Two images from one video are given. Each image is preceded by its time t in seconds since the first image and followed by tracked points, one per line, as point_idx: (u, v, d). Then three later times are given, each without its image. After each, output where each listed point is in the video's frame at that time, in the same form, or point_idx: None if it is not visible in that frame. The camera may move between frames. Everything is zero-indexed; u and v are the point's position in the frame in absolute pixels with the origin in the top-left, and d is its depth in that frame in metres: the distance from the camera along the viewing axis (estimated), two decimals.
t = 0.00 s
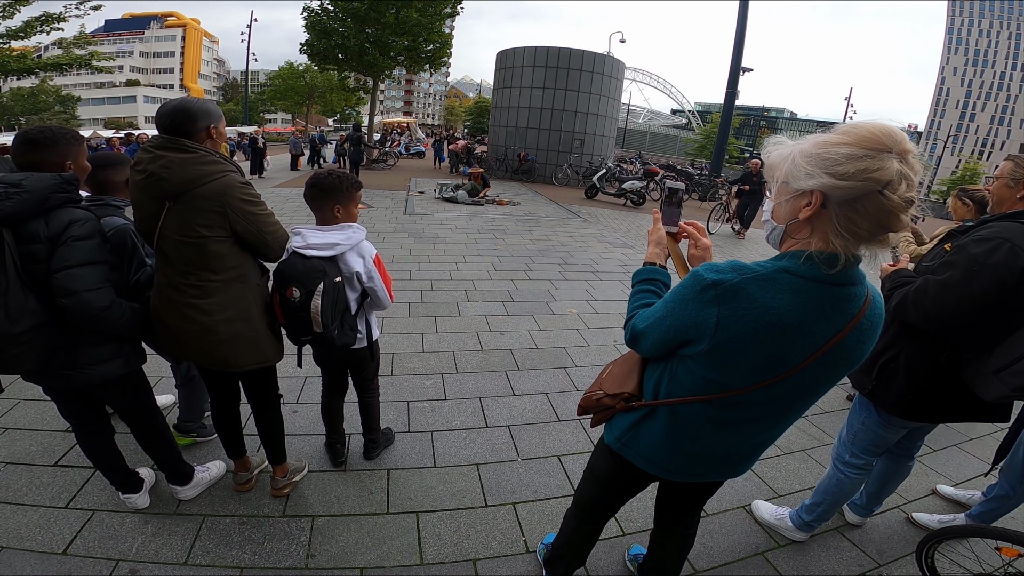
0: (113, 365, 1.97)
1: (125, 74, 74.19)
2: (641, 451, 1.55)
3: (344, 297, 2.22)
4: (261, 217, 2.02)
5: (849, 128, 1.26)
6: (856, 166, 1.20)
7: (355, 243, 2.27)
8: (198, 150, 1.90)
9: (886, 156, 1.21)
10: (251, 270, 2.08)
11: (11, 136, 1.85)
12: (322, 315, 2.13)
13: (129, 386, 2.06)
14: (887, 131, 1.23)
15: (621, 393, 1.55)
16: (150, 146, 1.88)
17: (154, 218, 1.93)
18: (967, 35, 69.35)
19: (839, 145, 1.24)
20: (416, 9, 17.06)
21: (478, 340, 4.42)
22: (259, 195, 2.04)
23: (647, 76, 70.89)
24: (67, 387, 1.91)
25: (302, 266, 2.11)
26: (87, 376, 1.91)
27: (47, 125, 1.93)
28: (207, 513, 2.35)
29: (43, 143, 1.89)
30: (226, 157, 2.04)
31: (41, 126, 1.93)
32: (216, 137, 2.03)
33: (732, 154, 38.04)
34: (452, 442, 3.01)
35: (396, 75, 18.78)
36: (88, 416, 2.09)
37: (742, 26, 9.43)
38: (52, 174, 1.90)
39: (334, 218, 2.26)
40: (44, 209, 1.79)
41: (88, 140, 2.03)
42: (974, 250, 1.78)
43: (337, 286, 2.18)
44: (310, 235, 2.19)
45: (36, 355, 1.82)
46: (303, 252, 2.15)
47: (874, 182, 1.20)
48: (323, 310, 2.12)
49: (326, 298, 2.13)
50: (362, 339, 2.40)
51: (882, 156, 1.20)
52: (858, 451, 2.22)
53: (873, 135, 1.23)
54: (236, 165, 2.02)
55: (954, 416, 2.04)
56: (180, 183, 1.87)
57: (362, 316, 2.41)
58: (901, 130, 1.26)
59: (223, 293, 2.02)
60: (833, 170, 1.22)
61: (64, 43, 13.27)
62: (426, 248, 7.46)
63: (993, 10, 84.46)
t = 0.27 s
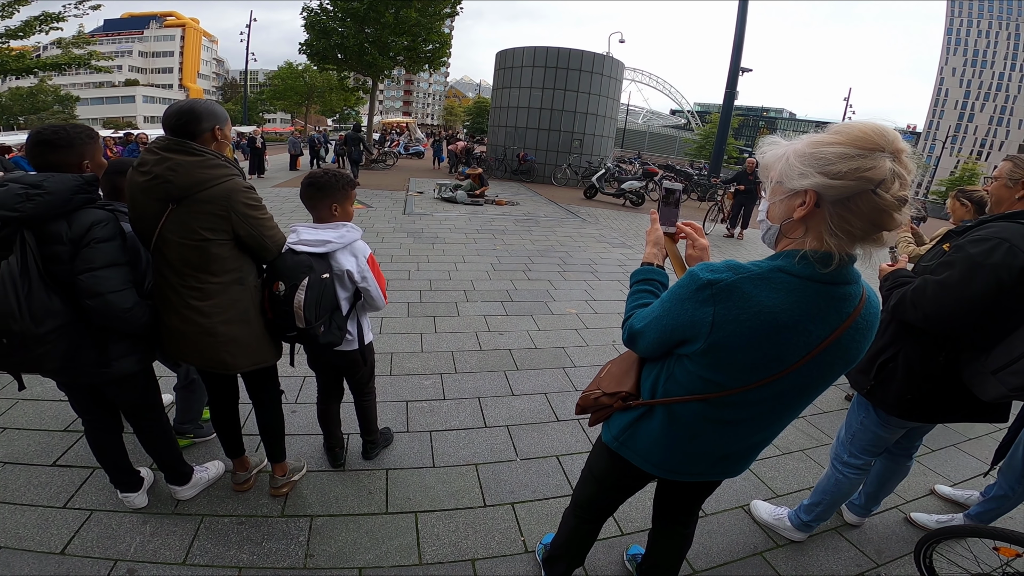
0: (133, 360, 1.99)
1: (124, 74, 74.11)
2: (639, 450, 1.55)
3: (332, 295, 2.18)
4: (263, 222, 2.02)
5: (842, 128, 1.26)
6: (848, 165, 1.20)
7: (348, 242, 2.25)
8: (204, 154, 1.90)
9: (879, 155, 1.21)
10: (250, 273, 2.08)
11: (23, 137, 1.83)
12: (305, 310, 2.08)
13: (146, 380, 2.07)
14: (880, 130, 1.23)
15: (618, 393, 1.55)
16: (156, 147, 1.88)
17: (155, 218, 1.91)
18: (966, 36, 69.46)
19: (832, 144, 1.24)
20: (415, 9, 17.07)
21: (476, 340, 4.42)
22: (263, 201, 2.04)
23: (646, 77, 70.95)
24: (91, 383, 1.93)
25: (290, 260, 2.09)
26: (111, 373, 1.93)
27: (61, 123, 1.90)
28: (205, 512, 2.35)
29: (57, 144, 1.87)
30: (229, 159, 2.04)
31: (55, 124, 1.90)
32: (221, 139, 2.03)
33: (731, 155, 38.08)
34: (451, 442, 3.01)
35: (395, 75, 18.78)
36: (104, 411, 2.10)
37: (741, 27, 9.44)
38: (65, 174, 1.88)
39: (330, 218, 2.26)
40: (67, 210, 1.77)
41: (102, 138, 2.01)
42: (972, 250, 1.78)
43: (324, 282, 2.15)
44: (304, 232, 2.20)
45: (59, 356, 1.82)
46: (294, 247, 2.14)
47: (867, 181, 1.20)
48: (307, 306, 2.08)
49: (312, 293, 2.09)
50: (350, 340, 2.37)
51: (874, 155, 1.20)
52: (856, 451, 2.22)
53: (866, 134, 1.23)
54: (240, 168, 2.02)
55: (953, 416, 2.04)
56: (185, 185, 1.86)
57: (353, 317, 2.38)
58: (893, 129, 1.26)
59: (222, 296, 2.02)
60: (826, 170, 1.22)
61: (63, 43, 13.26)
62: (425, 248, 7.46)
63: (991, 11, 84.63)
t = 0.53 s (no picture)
0: (141, 361, 1.99)
1: (127, 73, 74.21)
2: (638, 451, 1.55)
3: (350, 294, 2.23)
4: (273, 216, 2.07)
5: (843, 130, 1.26)
6: (849, 168, 1.20)
7: (357, 241, 2.28)
8: (217, 150, 1.92)
9: (879, 158, 1.21)
10: (258, 266, 2.11)
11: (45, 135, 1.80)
12: (330, 311, 2.13)
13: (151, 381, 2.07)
14: (881, 133, 1.23)
15: (618, 393, 1.55)
16: (169, 145, 1.87)
17: (166, 216, 1.90)
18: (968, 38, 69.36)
19: (833, 146, 1.24)
20: (417, 9, 17.07)
21: (477, 340, 4.42)
22: (272, 195, 2.09)
23: (648, 77, 70.92)
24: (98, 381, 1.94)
25: (308, 262, 2.11)
26: (119, 373, 1.93)
27: (84, 122, 1.88)
28: (205, 511, 2.35)
29: (77, 143, 1.85)
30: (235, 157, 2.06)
31: (75, 122, 1.88)
32: (221, 136, 2.03)
33: (733, 156, 38.06)
34: (450, 441, 3.01)
35: (397, 75, 18.79)
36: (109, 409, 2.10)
37: (743, 28, 9.43)
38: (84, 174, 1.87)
39: (336, 217, 2.27)
40: (83, 208, 1.77)
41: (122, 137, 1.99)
42: (974, 253, 1.78)
43: (343, 283, 2.19)
44: (313, 232, 2.19)
45: (70, 354, 1.83)
46: (309, 249, 2.14)
47: (867, 184, 1.20)
48: (331, 306, 2.13)
49: (334, 293, 2.14)
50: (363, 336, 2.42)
51: (875, 157, 1.20)
52: (856, 453, 2.22)
53: (866, 137, 1.23)
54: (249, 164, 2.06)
55: (953, 419, 2.04)
56: (202, 182, 1.88)
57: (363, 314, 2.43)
58: (894, 131, 1.26)
59: (236, 290, 2.04)
60: (826, 172, 1.22)
61: (65, 42, 13.27)
62: (426, 247, 7.46)
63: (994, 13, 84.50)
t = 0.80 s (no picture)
0: (133, 359, 1.98)
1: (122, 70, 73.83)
2: (636, 448, 1.55)
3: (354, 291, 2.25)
4: (274, 203, 2.09)
5: (837, 126, 1.26)
6: (843, 164, 1.20)
7: (356, 238, 2.28)
8: (212, 141, 1.92)
9: (874, 153, 1.21)
10: (260, 257, 2.11)
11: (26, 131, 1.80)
12: (338, 309, 2.14)
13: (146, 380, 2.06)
14: (875, 128, 1.23)
15: (616, 390, 1.56)
16: (167, 141, 1.85)
17: (173, 213, 1.88)
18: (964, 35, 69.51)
19: (827, 142, 1.24)
20: (414, 6, 17.03)
21: (475, 337, 4.42)
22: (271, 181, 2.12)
23: (645, 75, 70.89)
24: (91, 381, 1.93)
25: (313, 262, 2.11)
26: (111, 371, 1.92)
27: (65, 118, 1.88)
28: (203, 510, 2.35)
29: (58, 138, 1.84)
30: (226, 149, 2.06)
31: (57, 119, 1.88)
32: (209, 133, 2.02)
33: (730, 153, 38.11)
34: (449, 439, 3.01)
35: (394, 73, 18.75)
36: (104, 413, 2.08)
37: (741, 25, 9.43)
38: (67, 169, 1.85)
39: (335, 215, 2.27)
40: (68, 207, 1.76)
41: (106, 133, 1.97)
42: (971, 249, 1.78)
43: (348, 280, 2.20)
44: (314, 231, 2.17)
45: (62, 355, 1.82)
46: (312, 247, 2.13)
47: (862, 180, 1.20)
48: (339, 304, 2.13)
49: (341, 292, 2.14)
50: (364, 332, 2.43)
51: (869, 152, 1.20)
52: (854, 449, 2.22)
53: (861, 132, 1.23)
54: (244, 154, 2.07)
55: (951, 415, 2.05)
56: (207, 173, 1.87)
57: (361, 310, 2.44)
58: (889, 127, 1.26)
59: (241, 282, 2.03)
60: (821, 168, 1.22)
61: (60, 40, 13.20)
62: (423, 245, 7.45)
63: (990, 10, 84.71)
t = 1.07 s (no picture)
0: (125, 352, 1.96)
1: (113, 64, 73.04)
2: (632, 442, 1.56)
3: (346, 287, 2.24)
4: (260, 194, 2.06)
5: (833, 121, 1.27)
6: (839, 159, 1.20)
7: (349, 234, 2.27)
8: (188, 135, 1.89)
9: (870, 148, 1.21)
10: (252, 249, 2.09)
11: None
12: (328, 305, 2.14)
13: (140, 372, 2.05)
14: (871, 123, 1.24)
15: (611, 384, 1.56)
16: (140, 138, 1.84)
17: (156, 209, 1.88)
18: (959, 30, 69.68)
19: (823, 137, 1.24)
20: None
21: (471, 332, 4.42)
22: (254, 172, 2.08)
23: (641, 69, 70.76)
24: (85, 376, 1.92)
25: (303, 257, 2.10)
26: (103, 365, 1.91)
27: (38, 113, 1.85)
28: (199, 507, 2.35)
29: (30, 133, 1.81)
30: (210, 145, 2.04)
31: (30, 114, 1.85)
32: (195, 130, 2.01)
33: (726, 148, 38.16)
34: (445, 434, 3.01)
35: (389, 67, 18.63)
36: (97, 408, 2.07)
37: (737, 19, 9.42)
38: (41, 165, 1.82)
39: (330, 210, 2.26)
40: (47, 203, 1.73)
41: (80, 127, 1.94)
42: (966, 244, 1.79)
43: (339, 276, 2.19)
44: (306, 225, 2.16)
45: (54, 352, 1.82)
46: (302, 243, 2.13)
47: (857, 175, 1.21)
48: (329, 300, 2.13)
49: (331, 288, 2.14)
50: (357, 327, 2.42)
51: (865, 148, 1.21)
52: (848, 444, 2.24)
53: (857, 127, 1.24)
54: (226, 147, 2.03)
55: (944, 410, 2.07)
56: (183, 167, 1.84)
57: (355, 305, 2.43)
58: (884, 122, 1.27)
59: (232, 276, 2.01)
60: (816, 163, 1.23)
61: (50, 35, 13.02)
62: (419, 240, 7.43)
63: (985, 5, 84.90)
